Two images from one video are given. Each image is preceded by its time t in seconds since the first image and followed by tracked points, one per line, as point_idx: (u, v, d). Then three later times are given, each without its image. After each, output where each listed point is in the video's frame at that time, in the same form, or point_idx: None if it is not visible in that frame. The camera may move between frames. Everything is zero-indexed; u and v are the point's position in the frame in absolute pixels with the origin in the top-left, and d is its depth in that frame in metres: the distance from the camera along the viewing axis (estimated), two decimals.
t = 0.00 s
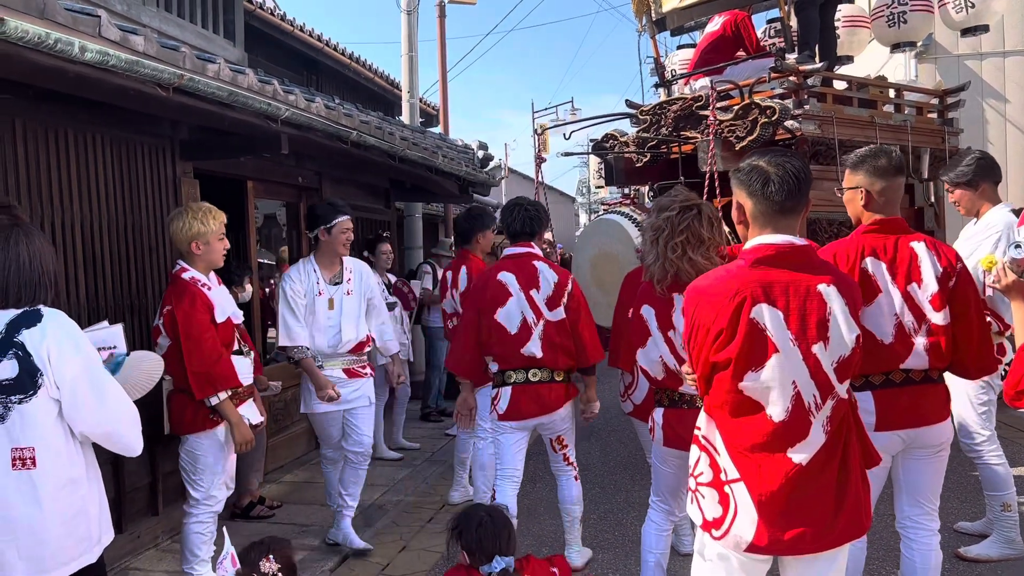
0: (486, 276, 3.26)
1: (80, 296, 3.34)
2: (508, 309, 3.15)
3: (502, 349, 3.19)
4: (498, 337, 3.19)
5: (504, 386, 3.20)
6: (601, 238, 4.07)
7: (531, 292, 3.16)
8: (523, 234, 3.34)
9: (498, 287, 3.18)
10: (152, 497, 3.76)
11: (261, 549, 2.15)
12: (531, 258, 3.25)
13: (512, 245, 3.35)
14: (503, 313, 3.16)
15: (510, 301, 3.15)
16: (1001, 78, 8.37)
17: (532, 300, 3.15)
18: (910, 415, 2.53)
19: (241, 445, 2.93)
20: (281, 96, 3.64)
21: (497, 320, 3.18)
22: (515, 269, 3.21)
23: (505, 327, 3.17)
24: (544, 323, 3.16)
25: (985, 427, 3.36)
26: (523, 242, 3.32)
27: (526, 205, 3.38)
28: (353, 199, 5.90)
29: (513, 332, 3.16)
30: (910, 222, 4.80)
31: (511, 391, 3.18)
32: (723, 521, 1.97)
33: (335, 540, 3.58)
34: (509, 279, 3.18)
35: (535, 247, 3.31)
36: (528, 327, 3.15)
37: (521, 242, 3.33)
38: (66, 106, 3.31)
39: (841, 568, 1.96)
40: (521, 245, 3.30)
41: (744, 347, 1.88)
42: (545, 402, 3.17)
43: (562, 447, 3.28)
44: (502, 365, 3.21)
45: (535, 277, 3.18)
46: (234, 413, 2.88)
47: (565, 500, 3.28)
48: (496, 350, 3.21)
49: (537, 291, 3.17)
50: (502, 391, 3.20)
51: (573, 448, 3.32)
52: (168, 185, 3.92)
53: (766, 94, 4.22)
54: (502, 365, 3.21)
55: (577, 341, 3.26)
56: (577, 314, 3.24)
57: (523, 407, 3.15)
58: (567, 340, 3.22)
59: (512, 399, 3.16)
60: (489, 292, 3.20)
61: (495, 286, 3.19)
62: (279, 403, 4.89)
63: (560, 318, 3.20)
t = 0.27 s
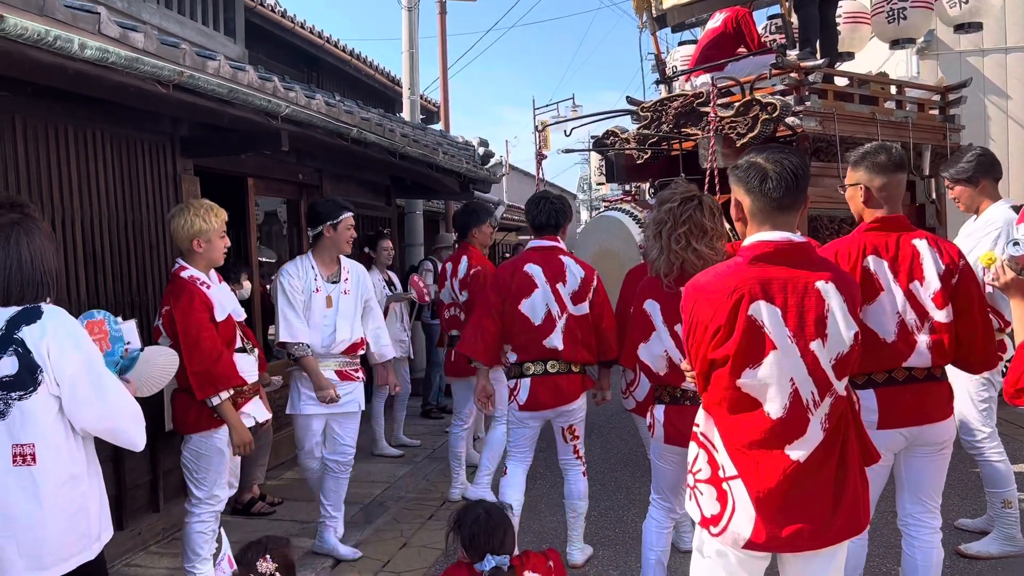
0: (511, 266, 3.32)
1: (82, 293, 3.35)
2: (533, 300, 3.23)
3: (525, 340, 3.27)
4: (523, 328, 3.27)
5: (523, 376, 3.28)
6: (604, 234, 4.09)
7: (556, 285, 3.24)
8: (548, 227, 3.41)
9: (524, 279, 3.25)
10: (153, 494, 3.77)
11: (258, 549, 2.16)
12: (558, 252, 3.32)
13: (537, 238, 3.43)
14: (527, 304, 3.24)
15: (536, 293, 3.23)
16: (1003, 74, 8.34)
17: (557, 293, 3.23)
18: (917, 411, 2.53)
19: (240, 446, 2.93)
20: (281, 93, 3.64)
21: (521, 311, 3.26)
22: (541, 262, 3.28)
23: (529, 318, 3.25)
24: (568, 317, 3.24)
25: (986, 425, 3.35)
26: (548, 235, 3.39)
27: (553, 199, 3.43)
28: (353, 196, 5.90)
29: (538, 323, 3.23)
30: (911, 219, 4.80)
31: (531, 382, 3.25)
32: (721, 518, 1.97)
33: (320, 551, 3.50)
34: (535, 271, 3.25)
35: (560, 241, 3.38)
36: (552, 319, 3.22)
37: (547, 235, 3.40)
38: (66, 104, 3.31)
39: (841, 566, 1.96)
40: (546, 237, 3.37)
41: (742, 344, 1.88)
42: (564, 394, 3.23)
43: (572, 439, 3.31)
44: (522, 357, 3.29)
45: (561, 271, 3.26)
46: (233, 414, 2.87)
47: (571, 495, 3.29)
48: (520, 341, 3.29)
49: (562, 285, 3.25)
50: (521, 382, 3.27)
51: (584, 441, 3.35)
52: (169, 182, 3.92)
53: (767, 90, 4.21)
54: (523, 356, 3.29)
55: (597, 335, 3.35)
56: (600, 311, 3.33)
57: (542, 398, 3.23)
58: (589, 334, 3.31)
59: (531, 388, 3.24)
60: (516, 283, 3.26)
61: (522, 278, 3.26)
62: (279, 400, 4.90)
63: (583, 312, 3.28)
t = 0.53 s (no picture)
0: (519, 260, 3.32)
1: (81, 289, 3.34)
2: (539, 294, 3.22)
3: (529, 333, 3.27)
4: (526, 321, 3.26)
5: (525, 368, 3.27)
6: (605, 231, 4.10)
7: (563, 279, 3.24)
8: (556, 221, 3.40)
9: (532, 272, 3.25)
10: (152, 490, 3.77)
11: (260, 543, 2.15)
12: (564, 247, 3.33)
13: (543, 232, 3.41)
14: (533, 296, 3.23)
15: (542, 286, 3.23)
16: (1004, 70, 8.33)
17: (563, 286, 3.23)
18: (918, 407, 2.52)
19: (237, 447, 2.88)
20: (280, 88, 3.63)
21: (527, 304, 3.25)
22: (549, 256, 3.28)
23: (535, 311, 3.24)
24: (572, 311, 3.24)
25: (985, 420, 3.34)
26: (555, 230, 3.38)
27: (561, 193, 3.42)
28: (353, 192, 5.90)
29: (542, 316, 3.23)
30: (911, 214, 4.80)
31: (533, 373, 3.24)
32: (719, 514, 1.97)
33: (320, 546, 3.51)
34: (543, 264, 3.26)
35: (566, 236, 3.39)
36: (557, 312, 3.22)
37: (552, 231, 3.39)
38: (64, 99, 3.30)
39: (840, 563, 1.95)
40: (553, 232, 3.37)
41: (740, 340, 1.88)
42: (567, 386, 3.23)
43: (571, 431, 3.31)
44: (526, 347, 3.27)
45: (569, 265, 3.27)
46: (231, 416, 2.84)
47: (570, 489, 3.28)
48: (524, 334, 3.29)
49: (568, 279, 3.25)
50: (523, 374, 3.27)
51: (584, 435, 3.34)
52: (167, 178, 3.91)
53: (767, 86, 4.21)
54: (526, 347, 3.28)
55: (599, 330, 3.35)
56: (604, 307, 3.33)
57: (545, 389, 3.22)
58: (592, 329, 3.31)
59: (533, 378, 3.23)
60: (523, 276, 3.27)
61: (529, 271, 3.26)
62: (279, 396, 4.90)
63: (588, 307, 3.28)
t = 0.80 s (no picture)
0: (507, 258, 3.33)
1: (80, 283, 3.33)
2: (526, 291, 3.23)
3: (518, 329, 3.28)
4: (515, 318, 3.28)
5: (517, 362, 3.29)
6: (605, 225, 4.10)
7: (549, 276, 3.24)
8: (544, 217, 3.39)
9: (518, 270, 3.26)
10: (152, 485, 3.77)
11: (263, 536, 2.15)
12: (552, 243, 3.31)
13: (532, 229, 3.40)
14: (521, 294, 3.24)
15: (529, 284, 3.23)
16: (1005, 64, 8.31)
17: (549, 284, 3.23)
18: (920, 402, 2.52)
19: (235, 445, 2.85)
20: (279, 82, 3.62)
21: (514, 302, 3.26)
22: (535, 253, 3.28)
23: (523, 308, 3.25)
24: (559, 307, 3.24)
25: (985, 415, 3.34)
26: (543, 226, 3.37)
27: (548, 189, 3.41)
28: (352, 186, 5.89)
29: (529, 313, 3.24)
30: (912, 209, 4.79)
31: (525, 367, 3.26)
32: (720, 508, 1.97)
33: (321, 541, 3.53)
34: (529, 262, 3.26)
35: (555, 232, 3.37)
36: (544, 310, 3.23)
37: (541, 227, 3.38)
38: (63, 93, 3.29)
39: (840, 557, 1.95)
40: (541, 229, 3.36)
41: (740, 335, 1.87)
42: (557, 379, 3.23)
43: (566, 423, 3.30)
44: (518, 343, 3.29)
45: (554, 261, 3.26)
46: (228, 414, 2.81)
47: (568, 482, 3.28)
48: (514, 330, 3.31)
49: (555, 275, 3.24)
50: (516, 368, 3.29)
51: (579, 427, 3.33)
52: (167, 173, 3.90)
53: (767, 80, 4.21)
54: (517, 343, 3.30)
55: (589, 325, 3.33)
56: (591, 301, 3.30)
57: (537, 382, 3.23)
58: (582, 324, 3.30)
59: (525, 372, 3.25)
60: (510, 273, 3.27)
61: (516, 268, 3.26)
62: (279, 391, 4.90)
63: (575, 303, 3.26)
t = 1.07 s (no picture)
0: (495, 255, 3.34)
1: (78, 278, 3.33)
2: (514, 287, 3.24)
3: (507, 323, 3.29)
4: (504, 312, 3.29)
5: (508, 355, 3.31)
6: (604, 220, 4.09)
7: (535, 271, 3.24)
8: (531, 213, 3.40)
9: (505, 265, 3.26)
10: (152, 479, 3.77)
11: (263, 530, 2.16)
12: (538, 238, 3.32)
13: (519, 224, 3.41)
14: (509, 290, 3.25)
15: (516, 279, 3.24)
16: (1005, 59, 8.31)
17: (535, 279, 3.23)
18: (920, 396, 2.53)
19: (225, 445, 2.84)
20: (278, 76, 3.62)
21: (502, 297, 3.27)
22: (521, 248, 3.28)
23: (510, 303, 3.26)
24: (546, 301, 3.24)
25: (983, 410, 3.35)
26: (530, 222, 3.38)
27: (535, 185, 3.42)
28: (351, 181, 5.89)
29: (517, 308, 3.25)
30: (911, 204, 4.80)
31: (515, 361, 3.27)
32: (719, 503, 1.98)
33: (318, 533, 3.57)
34: (515, 258, 3.26)
35: (541, 227, 3.38)
36: (530, 304, 3.23)
37: (527, 223, 3.38)
38: (62, 88, 3.28)
39: (838, 552, 1.96)
40: (528, 225, 3.36)
41: (739, 330, 1.88)
42: (546, 371, 3.24)
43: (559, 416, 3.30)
44: (507, 336, 3.31)
45: (540, 257, 3.25)
46: (221, 413, 2.82)
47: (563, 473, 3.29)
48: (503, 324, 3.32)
49: (541, 270, 3.24)
50: (506, 363, 3.30)
51: (572, 421, 3.33)
52: (166, 168, 3.90)
53: (767, 74, 4.20)
54: (508, 336, 3.31)
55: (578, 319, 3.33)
56: (578, 294, 3.30)
57: (526, 375, 3.25)
58: (570, 318, 3.30)
59: (515, 365, 3.27)
60: (497, 269, 3.28)
61: (503, 264, 3.27)
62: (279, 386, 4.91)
63: (562, 297, 3.27)
